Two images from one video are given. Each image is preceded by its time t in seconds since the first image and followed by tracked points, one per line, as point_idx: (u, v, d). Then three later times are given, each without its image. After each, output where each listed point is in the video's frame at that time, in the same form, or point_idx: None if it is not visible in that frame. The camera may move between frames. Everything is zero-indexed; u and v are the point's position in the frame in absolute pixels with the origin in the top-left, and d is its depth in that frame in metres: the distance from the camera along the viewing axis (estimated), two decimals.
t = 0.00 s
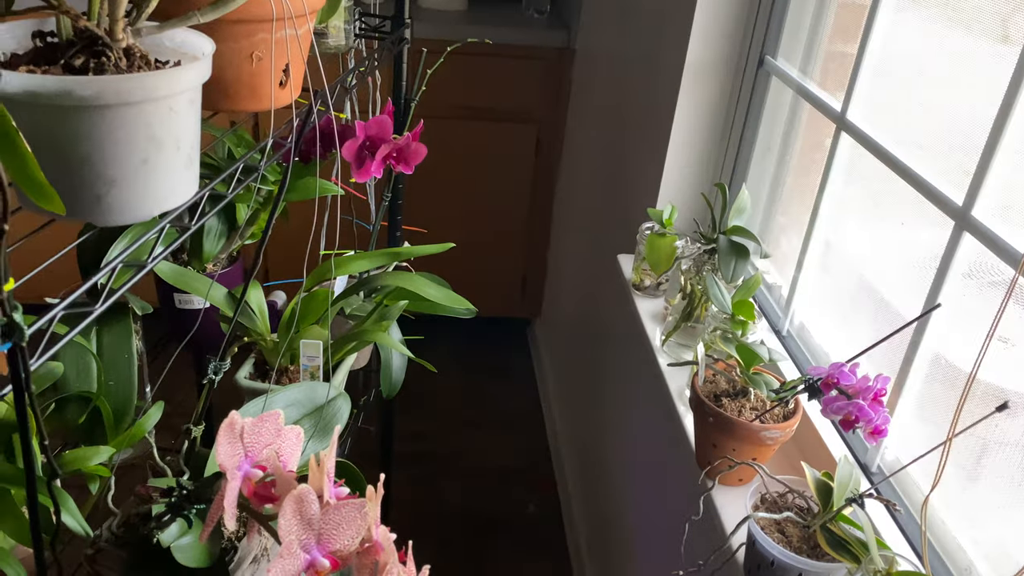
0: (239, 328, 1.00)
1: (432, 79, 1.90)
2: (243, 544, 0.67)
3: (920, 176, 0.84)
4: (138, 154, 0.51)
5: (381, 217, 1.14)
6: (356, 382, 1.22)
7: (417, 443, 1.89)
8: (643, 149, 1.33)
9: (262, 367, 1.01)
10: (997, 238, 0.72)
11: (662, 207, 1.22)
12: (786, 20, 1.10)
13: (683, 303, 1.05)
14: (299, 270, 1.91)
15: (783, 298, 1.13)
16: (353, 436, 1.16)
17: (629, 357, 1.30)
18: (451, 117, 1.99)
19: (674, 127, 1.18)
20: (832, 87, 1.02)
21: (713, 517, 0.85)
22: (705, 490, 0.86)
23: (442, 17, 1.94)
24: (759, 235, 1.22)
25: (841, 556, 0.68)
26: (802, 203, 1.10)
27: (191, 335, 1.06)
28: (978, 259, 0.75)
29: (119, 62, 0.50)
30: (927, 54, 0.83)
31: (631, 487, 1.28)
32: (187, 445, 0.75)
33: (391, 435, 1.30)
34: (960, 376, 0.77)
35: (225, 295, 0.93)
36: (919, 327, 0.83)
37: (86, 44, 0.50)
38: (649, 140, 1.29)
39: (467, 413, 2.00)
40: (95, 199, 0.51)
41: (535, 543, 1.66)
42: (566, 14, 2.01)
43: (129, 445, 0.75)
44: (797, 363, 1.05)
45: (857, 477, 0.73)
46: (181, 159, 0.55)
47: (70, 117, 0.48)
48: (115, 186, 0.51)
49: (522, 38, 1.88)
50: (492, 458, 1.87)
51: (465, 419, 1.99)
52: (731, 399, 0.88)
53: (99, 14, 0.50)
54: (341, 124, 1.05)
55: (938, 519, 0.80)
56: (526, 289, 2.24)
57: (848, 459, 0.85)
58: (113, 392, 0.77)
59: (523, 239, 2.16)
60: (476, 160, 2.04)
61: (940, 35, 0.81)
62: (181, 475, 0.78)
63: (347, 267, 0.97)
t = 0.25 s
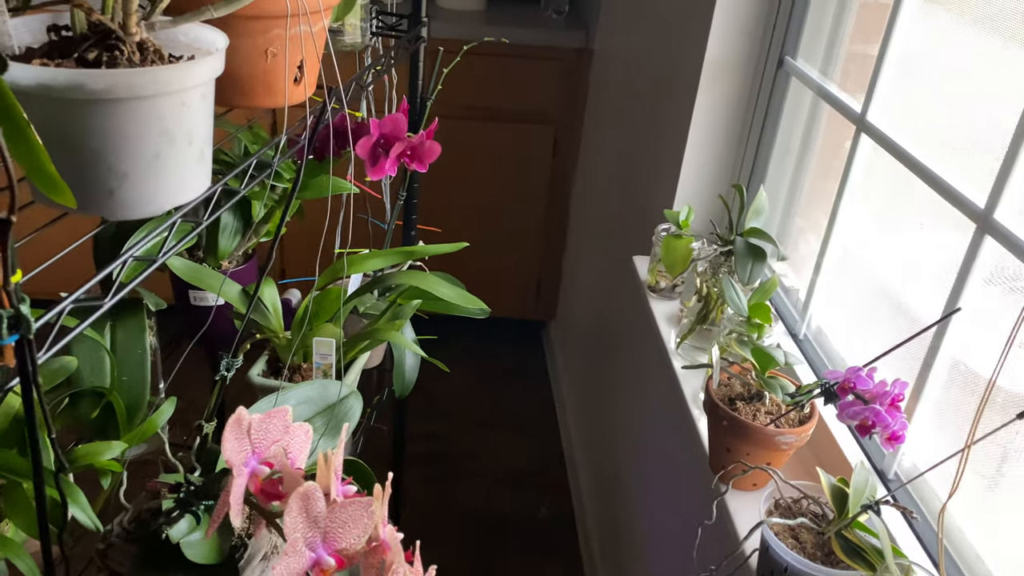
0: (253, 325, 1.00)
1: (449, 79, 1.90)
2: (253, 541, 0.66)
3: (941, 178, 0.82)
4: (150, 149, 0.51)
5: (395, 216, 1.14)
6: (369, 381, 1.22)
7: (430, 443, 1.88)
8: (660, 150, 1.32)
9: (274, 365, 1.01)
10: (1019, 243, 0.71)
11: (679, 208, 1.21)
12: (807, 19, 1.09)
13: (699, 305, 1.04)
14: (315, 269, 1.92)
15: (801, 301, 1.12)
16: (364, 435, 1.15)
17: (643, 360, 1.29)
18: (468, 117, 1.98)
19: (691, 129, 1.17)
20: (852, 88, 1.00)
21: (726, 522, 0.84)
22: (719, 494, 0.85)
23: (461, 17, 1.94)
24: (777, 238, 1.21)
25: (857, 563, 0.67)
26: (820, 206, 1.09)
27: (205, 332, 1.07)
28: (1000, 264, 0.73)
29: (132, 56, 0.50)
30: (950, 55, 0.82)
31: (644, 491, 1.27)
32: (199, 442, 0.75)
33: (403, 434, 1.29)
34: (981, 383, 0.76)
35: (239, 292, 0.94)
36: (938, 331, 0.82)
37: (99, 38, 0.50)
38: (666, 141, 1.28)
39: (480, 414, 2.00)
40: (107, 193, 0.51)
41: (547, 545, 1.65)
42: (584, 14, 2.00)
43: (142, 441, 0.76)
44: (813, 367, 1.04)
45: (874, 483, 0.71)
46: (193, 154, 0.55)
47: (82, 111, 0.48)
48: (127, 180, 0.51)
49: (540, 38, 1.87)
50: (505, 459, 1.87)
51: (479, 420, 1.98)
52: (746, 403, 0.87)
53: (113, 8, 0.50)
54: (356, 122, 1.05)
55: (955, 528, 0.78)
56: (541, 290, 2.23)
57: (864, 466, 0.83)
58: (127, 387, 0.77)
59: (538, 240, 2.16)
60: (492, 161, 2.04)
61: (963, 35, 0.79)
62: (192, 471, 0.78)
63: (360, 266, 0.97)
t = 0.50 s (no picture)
0: (271, 325, 1.00)
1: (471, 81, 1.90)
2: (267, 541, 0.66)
3: (967, 186, 0.80)
4: (167, 148, 0.51)
5: (415, 218, 1.14)
6: (386, 383, 1.22)
7: (447, 445, 1.88)
8: (682, 154, 1.30)
9: (292, 365, 1.01)
10: None
11: (700, 213, 1.19)
12: (833, 23, 1.07)
13: (719, 312, 1.03)
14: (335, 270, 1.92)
15: (823, 308, 1.10)
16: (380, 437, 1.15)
17: (663, 366, 1.28)
18: (489, 120, 1.98)
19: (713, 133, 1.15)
20: (878, 93, 0.99)
21: (744, 532, 0.82)
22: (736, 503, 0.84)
23: (484, 20, 1.94)
24: (799, 245, 1.19)
25: None
26: (844, 212, 1.07)
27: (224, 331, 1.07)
28: None
29: (150, 56, 0.50)
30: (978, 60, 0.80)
31: (661, 499, 1.25)
32: (217, 442, 0.75)
33: (420, 436, 1.29)
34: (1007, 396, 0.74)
35: (258, 292, 0.94)
36: (963, 342, 0.80)
37: (117, 38, 0.50)
38: (688, 145, 1.27)
39: (498, 418, 1.99)
40: (123, 193, 0.51)
41: (564, 549, 1.64)
42: (608, 17, 1.99)
43: (159, 439, 0.76)
44: (835, 376, 1.02)
45: (895, 495, 0.70)
46: (210, 155, 0.55)
47: (99, 110, 0.48)
48: (143, 180, 0.51)
49: (561, 41, 1.87)
50: (522, 463, 1.86)
51: (496, 423, 1.98)
52: (766, 411, 0.85)
53: (131, 8, 0.50)
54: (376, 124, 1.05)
55: (980, 544, 0.77)
56: (561, 293, 2.23)
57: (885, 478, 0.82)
58: (145, 385, 0.78)
59: (559, 244, 2.15)
60: (513, 163, 2.04)
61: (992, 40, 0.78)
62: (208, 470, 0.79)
63: (378, 267, 0.97)
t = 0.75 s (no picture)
0: (297, 325, 1.01)
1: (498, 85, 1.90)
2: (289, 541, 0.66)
3: (1002, 194, 0.79)
4: (195, 150, 0.52)
5: (440, 221, 1.14)
6: (409, 385, 1.22)
7: (470, 449, 1.88)
8: (710, 160, 1.29)
9: (317, 365, 1.01)
10: None
11: (727, 220, 1.18)
12: (866, 28, 1.06)
13: (746, 319, 1.01)
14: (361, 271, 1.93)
15: (852, 317, 1.08)
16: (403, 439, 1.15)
17: (688, 373, 1.27)
18: (516, 123, 1.98)
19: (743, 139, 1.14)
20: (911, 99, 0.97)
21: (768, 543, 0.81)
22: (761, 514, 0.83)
23: (512, 23, 1.94)
24: (829, 253, 1.18)
25: None
26: (876, 220, 1.05)
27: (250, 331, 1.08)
28: None
29: (180, 58, 0.51)
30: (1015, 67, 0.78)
31: (684, 508, 1.24)
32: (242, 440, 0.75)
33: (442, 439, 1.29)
34: None
35: (285, 294, 0.94)
36: (995, 354, 0.78)
37: (149, 40, 0.51)
38: (716, 151, 1.26)
39: (521, 422, 1.99)
40: (152, 194, 0.51)
41: (584, 556, 1.63)
42: (637, 21, 1.99)
43: (183, 437, 0.77)
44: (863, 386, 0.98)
45: (924, 509, 0.69)
46: (237, 157, 0.55)
47: (129, 112, 0.48)
48: (172, 181, 0.52)
49: (589, 45, 1.86)
50: (544, 468, 1.85)
51: (519, 427, 1.97)
52: (792, 421, 0.84)
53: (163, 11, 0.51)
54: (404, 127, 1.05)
55: (1012, 562, 0.75)
56: (586, 298, 2.22)
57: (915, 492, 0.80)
58: (171, 383, 0.78)
59: (585, 248, 2.14)
60: (539, 167, 2.03)
61: None
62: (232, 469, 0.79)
63: (401, 270, 0.97)
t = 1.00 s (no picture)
0: (319, 324, 1.01)
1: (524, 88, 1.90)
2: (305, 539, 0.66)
3: None
4: (216, 146, 0.52)
5: (463, 223, 1.14)
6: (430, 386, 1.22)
7: (491, 452, 1.88)
8: (737, 164, 1.28)
9: (338, 364, 1.02)
10: None
11: (754, 224, 1.16)
12: (898, 31, 1.04)
13: (771, 326, 1.00)
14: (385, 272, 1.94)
15: (880, 325, 1.05)
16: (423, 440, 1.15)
17: (711, 379, 1.25)
18: (541, 126, 1.98)
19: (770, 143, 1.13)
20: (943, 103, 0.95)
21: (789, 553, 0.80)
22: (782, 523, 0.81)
23: (540, 26, 1.94)
24: (857, 260, 1.16)
25: None
26: (906, 227, 1.04)
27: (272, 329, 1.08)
28: None
29: (202, 54, 0.51)
30: None
31: (705, 516, 1.22)
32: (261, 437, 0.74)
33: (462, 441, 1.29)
34: None
35: (307, 293, 0.94)
36: None
37: (173, 36, 0.51)
38: (744, 155, 1.25)
39: (542, 426, 1.98)
40: (173, 189, 0.52)
41: (604, 562, 1.62)
42: (666, 25, 1.98)
43: (204, 433, 0.77)
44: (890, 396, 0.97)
45: (950, 522, 0.67)
46: (259, 154, 0.55)
47: (152, 107, 0.49)
48: (192, 176, 0.52)
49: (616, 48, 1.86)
50: (565, 472, 1.84)
51: (540, 431, 1.96)
52: (816, 429, 0.83)
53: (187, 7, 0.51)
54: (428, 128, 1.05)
55: None
56: (610, 302, 2.20)
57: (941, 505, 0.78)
58: (192, 379, 0.79)
59: (609, 252, 2.13)
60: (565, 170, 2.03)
61: None
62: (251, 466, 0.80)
63: (424, 270, 0.97)
